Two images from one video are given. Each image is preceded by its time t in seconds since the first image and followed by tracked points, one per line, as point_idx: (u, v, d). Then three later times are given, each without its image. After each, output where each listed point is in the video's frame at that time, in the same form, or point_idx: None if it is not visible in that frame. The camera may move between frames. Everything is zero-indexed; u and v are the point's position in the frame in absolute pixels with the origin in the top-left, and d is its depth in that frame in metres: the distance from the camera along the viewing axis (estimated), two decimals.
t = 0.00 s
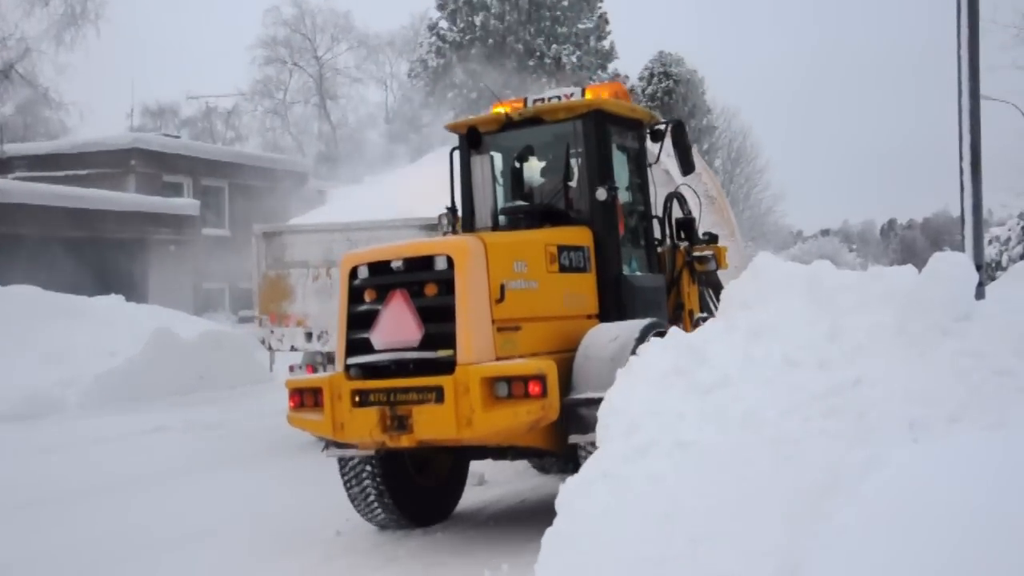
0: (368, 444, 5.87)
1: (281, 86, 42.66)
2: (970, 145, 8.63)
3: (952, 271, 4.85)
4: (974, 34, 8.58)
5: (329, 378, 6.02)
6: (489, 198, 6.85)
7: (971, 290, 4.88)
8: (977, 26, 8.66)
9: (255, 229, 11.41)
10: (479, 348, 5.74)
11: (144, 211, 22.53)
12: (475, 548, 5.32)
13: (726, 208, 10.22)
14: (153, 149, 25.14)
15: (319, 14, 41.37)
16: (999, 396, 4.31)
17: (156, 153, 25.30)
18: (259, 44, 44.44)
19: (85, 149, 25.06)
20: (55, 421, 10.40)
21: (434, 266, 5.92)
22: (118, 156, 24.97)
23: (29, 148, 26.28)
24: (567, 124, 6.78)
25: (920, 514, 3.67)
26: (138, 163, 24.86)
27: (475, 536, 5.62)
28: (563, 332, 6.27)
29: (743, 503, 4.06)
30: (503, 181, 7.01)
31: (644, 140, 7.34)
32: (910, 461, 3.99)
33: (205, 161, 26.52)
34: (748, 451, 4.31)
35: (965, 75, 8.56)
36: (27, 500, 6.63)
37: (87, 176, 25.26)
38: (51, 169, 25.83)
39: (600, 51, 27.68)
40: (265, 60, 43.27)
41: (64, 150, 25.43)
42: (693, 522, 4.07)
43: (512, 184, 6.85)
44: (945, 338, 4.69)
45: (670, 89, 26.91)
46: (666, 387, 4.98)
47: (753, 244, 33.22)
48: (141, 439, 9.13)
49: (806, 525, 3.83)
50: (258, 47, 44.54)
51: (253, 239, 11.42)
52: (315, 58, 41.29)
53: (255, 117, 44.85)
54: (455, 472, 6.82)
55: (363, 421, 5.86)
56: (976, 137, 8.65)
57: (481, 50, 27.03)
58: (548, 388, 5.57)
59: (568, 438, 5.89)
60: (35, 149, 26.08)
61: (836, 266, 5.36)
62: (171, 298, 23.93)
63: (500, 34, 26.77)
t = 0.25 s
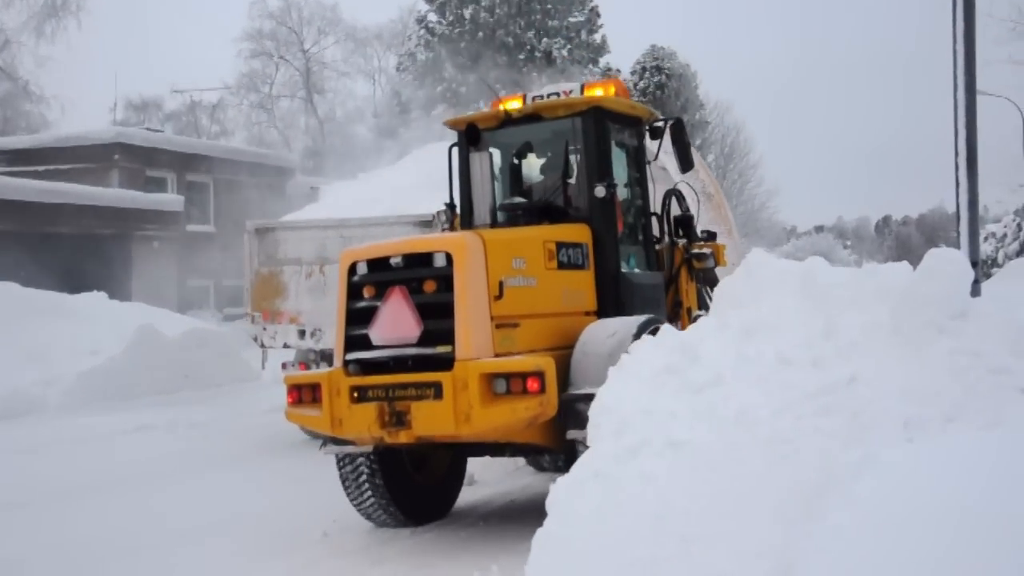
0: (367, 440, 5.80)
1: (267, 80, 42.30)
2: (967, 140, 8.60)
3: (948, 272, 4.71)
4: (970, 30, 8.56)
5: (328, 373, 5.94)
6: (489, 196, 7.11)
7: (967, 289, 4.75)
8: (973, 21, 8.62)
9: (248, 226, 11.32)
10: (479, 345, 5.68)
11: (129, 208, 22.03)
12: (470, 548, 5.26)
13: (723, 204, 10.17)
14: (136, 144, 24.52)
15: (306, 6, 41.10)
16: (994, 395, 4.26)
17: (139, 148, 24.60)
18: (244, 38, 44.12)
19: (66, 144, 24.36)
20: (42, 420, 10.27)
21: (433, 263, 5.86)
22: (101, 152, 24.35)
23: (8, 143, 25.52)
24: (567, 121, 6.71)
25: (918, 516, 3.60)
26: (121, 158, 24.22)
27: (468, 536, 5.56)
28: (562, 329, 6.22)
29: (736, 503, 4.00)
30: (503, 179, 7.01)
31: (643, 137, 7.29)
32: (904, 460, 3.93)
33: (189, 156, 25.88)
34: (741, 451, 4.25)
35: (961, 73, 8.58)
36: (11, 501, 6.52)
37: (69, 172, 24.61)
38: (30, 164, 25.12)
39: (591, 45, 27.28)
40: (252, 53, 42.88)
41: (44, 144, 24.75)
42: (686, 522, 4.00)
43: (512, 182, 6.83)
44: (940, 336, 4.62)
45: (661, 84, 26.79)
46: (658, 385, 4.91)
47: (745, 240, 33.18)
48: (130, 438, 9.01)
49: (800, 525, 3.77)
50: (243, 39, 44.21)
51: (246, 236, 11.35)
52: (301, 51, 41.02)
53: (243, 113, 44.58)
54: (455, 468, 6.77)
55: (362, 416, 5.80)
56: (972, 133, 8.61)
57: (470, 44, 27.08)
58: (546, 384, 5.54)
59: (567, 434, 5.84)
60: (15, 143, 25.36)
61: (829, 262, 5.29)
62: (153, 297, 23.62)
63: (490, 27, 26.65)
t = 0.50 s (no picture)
0: (366, 436, 5.78)
1: (254, 74, 41.81)
2: (963, 136, 8.57)
3: (943, 268, 4.67)
4: (967, 25, 8.52)
5: (326, 370, 5.90)
6: (488, 195, 6.77)
7: (963, 288, 4.71)
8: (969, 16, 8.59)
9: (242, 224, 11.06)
10: (478, 342, 5.65)
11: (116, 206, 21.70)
12: (464, 548, 5.21)
13: (720, 202, 10.14)
14: (122, 140, 24.06)
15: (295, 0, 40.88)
16: (989, 394, 4.22)
17: (126, 145, 24.14)
18: (230, 32, 43.81)
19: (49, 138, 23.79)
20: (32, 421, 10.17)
21: (432, 259, 5.82)
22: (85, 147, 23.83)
23: None
24: (565, 118, 6.66)
25: (914, 516, 3.56)
26: (107, 153, 23.75)
27: (462, 536, 5.51)
28: (560, 326, 6.19)
29: (729, 503, 3.95)
30: (501, 175, 6.85)
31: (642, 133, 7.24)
32: (898, 459, 3.89)
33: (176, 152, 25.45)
34: (732, 451, 4.20)
35: (957, 66, 8.53)
36: None
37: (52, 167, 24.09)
38: (13, 159, 24.56)
39: (584, 40, 27.17)
40: (238, 47, 42.51)
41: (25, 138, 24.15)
42: (679, 522, 3.96)
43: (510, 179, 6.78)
44: (936, 334, 4.57)
45: (655, 80, 26.74)
46: (651, 383, 4.86)
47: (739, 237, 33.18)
48: (119, 439, 8.92)
49: (794, 525, 3.72)
50: (230, 33, 43.90)
51: (240, 234, 11.08)
52: (289, 45, 40.66)
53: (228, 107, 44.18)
54: (452, 465, 6.74)
55: (361, 413, 5.77)
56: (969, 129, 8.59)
57: (462, 39, 26.90)
58: (544, 380, 5.53)
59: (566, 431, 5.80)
60: None
61: (824, 260, 5.23)
62: (139, 297, 23.30)
63: (482, 21, 26.59)
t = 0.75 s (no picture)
0: (368, 437, 5.69)
1: (241, 71, 40.98)
2: (961, 134, 8.51)
3: (943, 268, 4.58)
4: (965, 22, 8.46)
5: (328, 370, 5.82)
6: (490, 188, 6.74)
7: (962, 287, 4.63)
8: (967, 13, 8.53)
9: (240, 223, 10.66)
10: (479, 342, 5.57)
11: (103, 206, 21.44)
12: (460, 553, 5.13)
13: (720, 202, 10.08)
14: (108, 139, 23.65)
15: None
16: (990, 395, 4.15)
17: (112, 144, 23.78)
18: (218, 31, 43.45)
19: (34, 137, 23.36)
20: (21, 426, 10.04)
21: (433, 260, 5.75)
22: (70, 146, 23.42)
23: None
24: (566, 118, 6.58)
25: (915, 522, 3.48)
26: (91, 152, 23.32)
27: (458, 540, 5.44)
28: (562, 326, 6.11)
29: (727, 507, 3.87)
30: (502, 176, 6.79)
31: (642, 133, 7.15)
32: (898, 462, 3.82)
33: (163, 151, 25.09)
34: (730, 454, 4.12)
35: (955, 63, 8.47)
36: None
37: (36, 167, 23.64)
38: None
39: (577, 37, 27.11)
40: (226, 44, 42.06)
41: (10, 139, 23.73)
42: (674, 528, 3.88)
43: (510, 180, 6.71)
44: (934, 335, 4.50)
45: (650, 77, 26.66)
46: (645, 386, 4.77)
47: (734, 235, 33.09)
48: (109, 444, 8.81)
49: (793, 529, 3.65)
50: (217, 31, 43.53)
51: (237, 234, 10.66)
52: (278, 43, 39.92)
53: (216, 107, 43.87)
54: (452, 465, 6.67)
55: (362, 413, 5.69)
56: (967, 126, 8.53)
57: (452, 35, 27.04)
58: (546, 380, 5.45)
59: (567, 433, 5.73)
60: None
61: (821, 261, 5.15)
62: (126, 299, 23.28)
63: (474, 17, 26.69)
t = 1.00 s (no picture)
0: (374, 438, 5.67)
1: (234, 71, 41.15)
2: (961, 133, 8.48)
3: (943, 268, 4.54)
4: (964, 21, 8.42)
5: (334, 372, 5.81)
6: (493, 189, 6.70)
7: (962, 287, 4.59)
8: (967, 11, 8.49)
9: (242, 225, 10.55)
10: (484, 343, 5.54)
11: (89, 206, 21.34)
12: (458, 557, 5.09)
13: (720, 203, 10.07)
14: (97, 139, 23.61)
15: None
16: (990, 397, 4.11)
17: (101, 144, 23.70)
18: (209, 30, 43.31)
19: (23, 138, 23.24)
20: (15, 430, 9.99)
21: (438, 262, 5.72)
22: (59, 147, 23.37)
23: None
24: (568, 119, 6.54)
25: (912, 525, 3.44)
26: (80, 153, 23.29)
27: (456, 544, 5.40)
28: (566, 327, 6.08)
29: (725, 511, 3.83)
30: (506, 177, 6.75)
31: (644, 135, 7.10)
32: (897, 464, 3.78)
33: (153, 152, 24.95)
34: (728, 457, 4.08)
35: (954, 61, 8.44)
36: None
37: (26, 168, 23.56)
38: None
39: (572, 36, 27.12)
40: (217, 44, 41.93)
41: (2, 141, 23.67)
42: (673, 531, 3.83)
43: (512, 181, 6.67)
44: (934, 336, 4.45)
45: (646, 76, 26.66)
46: (643, 389, 4.72)
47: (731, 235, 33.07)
48: (103, 448, 8.76)
49: (791, 533, 3.62)
50: (209, 30, 43.41)
51: (239, 236, 10.56)
52: (271, 42, 40.17)
53: (208, 107, 43.73)
54: (456, 466, 6.65)
55: (368, 415, 5.66)
56: (967, 125, 8.50)
57: (447, 34, 26.98)
58: (551, 381, 5.41)
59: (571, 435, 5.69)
60: None
61: (819, 261, 5.11)
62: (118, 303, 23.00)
63: (469, 15, 26.77)
